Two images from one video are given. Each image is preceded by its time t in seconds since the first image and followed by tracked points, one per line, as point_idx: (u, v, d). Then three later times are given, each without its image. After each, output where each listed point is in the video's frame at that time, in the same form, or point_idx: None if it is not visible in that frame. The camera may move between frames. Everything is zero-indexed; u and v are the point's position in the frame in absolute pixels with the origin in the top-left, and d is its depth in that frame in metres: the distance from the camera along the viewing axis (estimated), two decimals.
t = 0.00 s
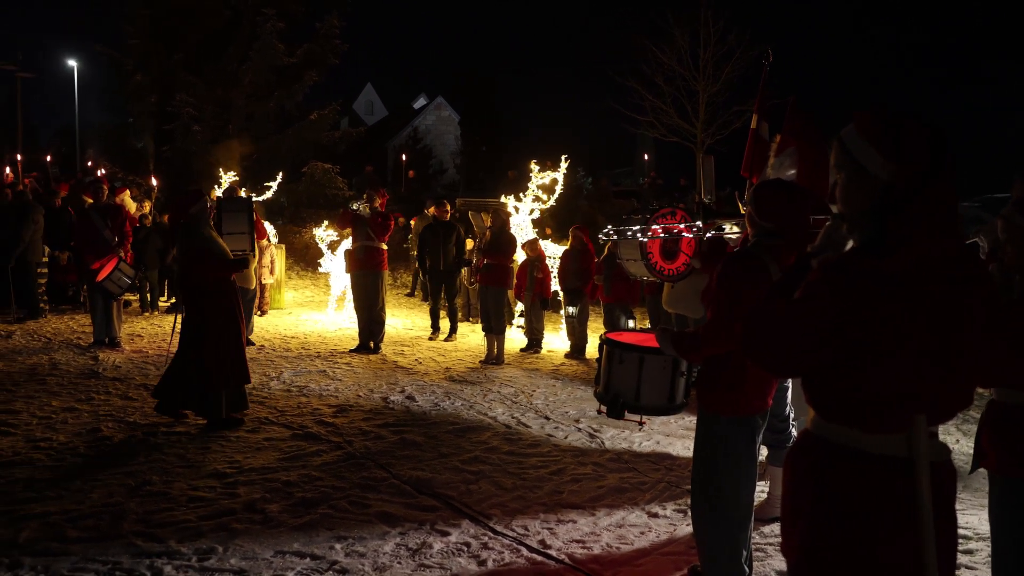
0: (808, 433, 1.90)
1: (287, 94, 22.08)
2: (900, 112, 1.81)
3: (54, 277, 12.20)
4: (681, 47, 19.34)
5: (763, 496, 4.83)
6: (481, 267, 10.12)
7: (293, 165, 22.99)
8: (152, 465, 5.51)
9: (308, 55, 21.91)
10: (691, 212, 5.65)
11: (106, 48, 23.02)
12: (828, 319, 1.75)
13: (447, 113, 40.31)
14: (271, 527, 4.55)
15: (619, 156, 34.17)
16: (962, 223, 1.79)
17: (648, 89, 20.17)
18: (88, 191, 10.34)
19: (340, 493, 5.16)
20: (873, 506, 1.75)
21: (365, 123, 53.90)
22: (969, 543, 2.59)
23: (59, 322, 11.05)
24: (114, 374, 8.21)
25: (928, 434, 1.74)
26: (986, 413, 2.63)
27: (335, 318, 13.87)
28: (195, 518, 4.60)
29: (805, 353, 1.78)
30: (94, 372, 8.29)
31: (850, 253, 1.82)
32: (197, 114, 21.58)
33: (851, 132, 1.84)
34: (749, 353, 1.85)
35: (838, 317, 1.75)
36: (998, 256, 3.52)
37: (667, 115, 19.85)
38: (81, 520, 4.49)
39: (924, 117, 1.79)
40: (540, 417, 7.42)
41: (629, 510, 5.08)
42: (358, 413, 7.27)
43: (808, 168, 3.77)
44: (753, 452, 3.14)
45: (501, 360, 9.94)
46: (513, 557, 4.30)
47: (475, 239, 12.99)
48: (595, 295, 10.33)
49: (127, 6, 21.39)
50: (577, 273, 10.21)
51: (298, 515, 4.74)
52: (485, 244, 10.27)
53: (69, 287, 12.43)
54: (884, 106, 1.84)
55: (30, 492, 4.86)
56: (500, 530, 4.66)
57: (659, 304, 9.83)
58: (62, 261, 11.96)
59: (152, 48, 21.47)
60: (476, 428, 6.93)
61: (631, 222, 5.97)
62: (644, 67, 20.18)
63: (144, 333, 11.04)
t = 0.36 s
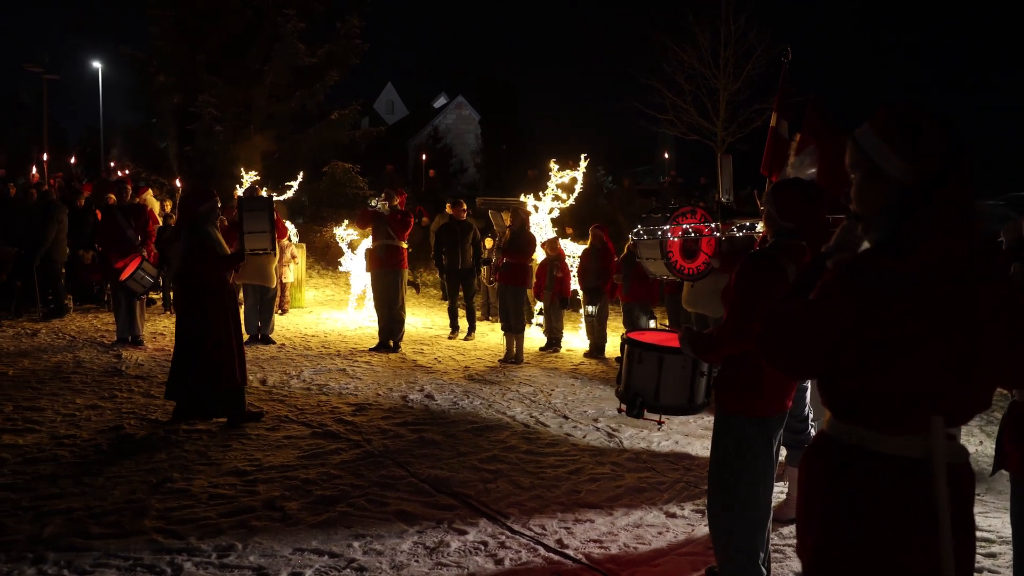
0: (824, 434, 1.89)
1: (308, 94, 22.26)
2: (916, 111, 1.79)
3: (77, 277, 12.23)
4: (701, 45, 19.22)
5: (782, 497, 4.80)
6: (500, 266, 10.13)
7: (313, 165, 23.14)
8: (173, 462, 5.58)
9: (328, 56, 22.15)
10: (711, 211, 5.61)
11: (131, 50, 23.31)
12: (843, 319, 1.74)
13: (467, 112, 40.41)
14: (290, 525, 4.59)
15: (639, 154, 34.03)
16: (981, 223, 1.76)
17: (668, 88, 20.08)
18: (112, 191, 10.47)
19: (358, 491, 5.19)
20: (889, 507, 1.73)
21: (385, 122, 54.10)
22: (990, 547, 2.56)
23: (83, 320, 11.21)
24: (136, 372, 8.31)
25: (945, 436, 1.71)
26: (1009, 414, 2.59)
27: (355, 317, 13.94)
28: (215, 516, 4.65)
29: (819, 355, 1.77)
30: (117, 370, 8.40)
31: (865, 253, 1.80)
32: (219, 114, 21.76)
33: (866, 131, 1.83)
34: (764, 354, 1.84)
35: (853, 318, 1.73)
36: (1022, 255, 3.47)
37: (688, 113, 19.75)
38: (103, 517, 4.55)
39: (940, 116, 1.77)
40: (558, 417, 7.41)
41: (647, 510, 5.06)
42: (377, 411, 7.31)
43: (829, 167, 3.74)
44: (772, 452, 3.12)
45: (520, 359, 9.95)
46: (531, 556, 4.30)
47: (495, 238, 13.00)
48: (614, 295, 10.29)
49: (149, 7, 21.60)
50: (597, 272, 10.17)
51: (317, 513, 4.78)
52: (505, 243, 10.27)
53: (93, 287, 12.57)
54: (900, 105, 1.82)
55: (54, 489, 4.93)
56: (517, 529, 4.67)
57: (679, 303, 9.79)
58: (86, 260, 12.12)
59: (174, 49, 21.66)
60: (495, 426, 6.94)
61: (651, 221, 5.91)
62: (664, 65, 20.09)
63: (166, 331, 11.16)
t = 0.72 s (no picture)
0: (841, 435, 1.88)
1: (328, 94, 22.37)
2: (934, 110, 1.78)
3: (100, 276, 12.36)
4: (722, 43, 19.09)
5: (802, 498, 4.76)
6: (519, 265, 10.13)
7: (334, 164, 23.27)
8: (195, 459, 5.64)
9: (349, 56, 22.28)
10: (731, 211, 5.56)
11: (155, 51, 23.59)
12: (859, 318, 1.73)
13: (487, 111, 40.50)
14: (309, 522, 4.63)
15: (658, 153, 33.91)
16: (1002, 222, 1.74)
17: (688, 86, 19.98)
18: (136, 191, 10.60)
19: (378, 489, 5.22)
20: (907, 508, 1.71)
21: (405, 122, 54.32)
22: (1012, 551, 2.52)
23: (107, 319, 11.36)
24: (159, 370, 8.41)
25: (964, 437, 1.69)
26: None
27: (375, 316, 14.01)
28: (236, 513, 4.70)
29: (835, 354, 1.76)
30: (140, 368, 8.50)
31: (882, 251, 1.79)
32: (241, 114, 21.92)
33: (884, 130, 1.83)
34: (780, 353, 1.84)
35: (870, 316, 1.72)
36: None
37: (708, 112, 19.64)
38: (126, 513, 4.61)
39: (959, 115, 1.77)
40: (577, 416, 7.40)
41: (665, 510, 5.05)
42: (396, 410, 7.35)
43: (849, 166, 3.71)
44: (793, 453, 3.10)
45: (539, 358, 9.94)
46: (549, 555, 4.30)
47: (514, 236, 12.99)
48: (634, 294, 10.25)
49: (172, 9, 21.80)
50: (617, 272, 10.13)
51: (336, 511, 4.81)
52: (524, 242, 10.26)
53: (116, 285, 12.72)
54: (918, 104, 1.82)
55: (78, 485, 5.00)
56: (535, 528, 4.67)
57: (699, 302, 9.74)
58: (110, 259, 12.24)
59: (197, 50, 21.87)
60: (514, 425, 6.95)
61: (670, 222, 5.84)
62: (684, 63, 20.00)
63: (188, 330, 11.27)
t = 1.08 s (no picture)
0: (863, 436, 1.84)
1: (353, 91, 22.48)
2: (962, 106, 1.74)
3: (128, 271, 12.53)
4: (748, 40, 18.90)
5: (826, 500, 4.70)
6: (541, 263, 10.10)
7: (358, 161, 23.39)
8: (218, 453, 5.70)
9: (374, 53, 22.38)
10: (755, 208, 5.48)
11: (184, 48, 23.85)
12: (879, 317, 1.69)
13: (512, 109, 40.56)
14: (331, 517, 4.65)
15: (683, 152, 33.68)
16: None
17: (714, 84, 19.82)
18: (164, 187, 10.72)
19: (399, 485, 5.23)
20: (929, 512, 1.67)
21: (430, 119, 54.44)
22: None
23: (134, 314, 11.51)
24: (184, 365, 8.50)
25: (989, 439, 1.64)
26: None
27: (398, 313, 14.07)
28: (259, 507, 4.73)
29: (855, 354, 1.73)
30: (165, 362, 8.61)
31: (906, 250, 1.75)
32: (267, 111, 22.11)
33: (908, 126, 1.79)
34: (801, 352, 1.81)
35: (891, 315, 1.69)
36: None
37: (733, 110, 19.47)
38: (150, 506, 4.66)
39: (986, 111, 1.72)
40: (600, 415, 7.36)
41: (687, 509, 5.00)
42: (418, 406, 7.36)
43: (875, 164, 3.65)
44: (818, 454, 3.05)
45: (562, 356, 9.92)
46: (569, 553, 4.28)
47: (537, 234, 12.96)
48: (658, 292, 10.18)
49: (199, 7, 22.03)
50: (641, 269, 10.07)
51: (358, 506, 4.83)
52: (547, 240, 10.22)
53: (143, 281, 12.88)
54: (945, 99, 1.78)
55: (103, 477, 5.08)
56: (556, 526, 4.65)
57: (723, 301, 9.65)
58: (137, 255, 12.35)
59: (224, 48, 22.09)
60: (535, 423, 6.93)
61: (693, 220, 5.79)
62: (710, 61, 19.85)
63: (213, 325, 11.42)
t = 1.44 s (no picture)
0: (878, 438, 1.82)
1: (373, 90, 22.57)
2: (983, 104, 1.71)
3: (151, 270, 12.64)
4: (770, 38, 18.75)
5: (846, 501, 4.65)
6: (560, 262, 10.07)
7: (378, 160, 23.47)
8: (237, 450, 5.74)
9: (394, 52, 22.46)
10: (776, 207, 5.41)
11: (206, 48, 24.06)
12: (895, 319, 1.67)
13: (532, 108, 40.54)
14: (349, 515, 4.66)
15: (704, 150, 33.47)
16: None
17: (735, 82, 19.69)
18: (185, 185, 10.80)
19: (417, 483, 5.24)
20: (943, 516, 1.65)
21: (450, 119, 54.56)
22: None
23: (156, 311, 11.63)
24: (205, 362, 8.58)
25: (1007, 443, 1.61)
26: None
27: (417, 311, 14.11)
28: (277, 504, 4.76)
29: (870, 355, 1.71)
30: (186, 359, 8.71)
31: (924, 251, 1.72)
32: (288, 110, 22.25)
33: (927, 125, 1.77)
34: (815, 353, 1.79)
35: (906, 317, 1.66)
36: None
37: (755, 108, 19.32)
38: (170, 501, 4.71)
39: (1007, 110, 1.70)
40: (618, 414, 7.33)
41: (705, 509, 4.97)
42: (437, 405, 7.37)
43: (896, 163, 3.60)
44: (837, 456, 3.01)
45: (580, 355, 9.90)
46: (586, 553, 4.27)
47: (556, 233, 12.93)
48: (678, 292, 10.12)
49: (221, 7, 22.21)
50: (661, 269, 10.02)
51: (375, 504, 4.85)
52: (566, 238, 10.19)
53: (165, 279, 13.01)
54: (965, 96, 1.75)
55: (124, 473, 5.14)
56: (573, 525, 4.64)
57: (743, 301, 9.58)
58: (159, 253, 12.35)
59: (246, 47, 22.26)
60: (554, 422, 6.92)
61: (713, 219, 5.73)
62: (731, 59, 19.71)
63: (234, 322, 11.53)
